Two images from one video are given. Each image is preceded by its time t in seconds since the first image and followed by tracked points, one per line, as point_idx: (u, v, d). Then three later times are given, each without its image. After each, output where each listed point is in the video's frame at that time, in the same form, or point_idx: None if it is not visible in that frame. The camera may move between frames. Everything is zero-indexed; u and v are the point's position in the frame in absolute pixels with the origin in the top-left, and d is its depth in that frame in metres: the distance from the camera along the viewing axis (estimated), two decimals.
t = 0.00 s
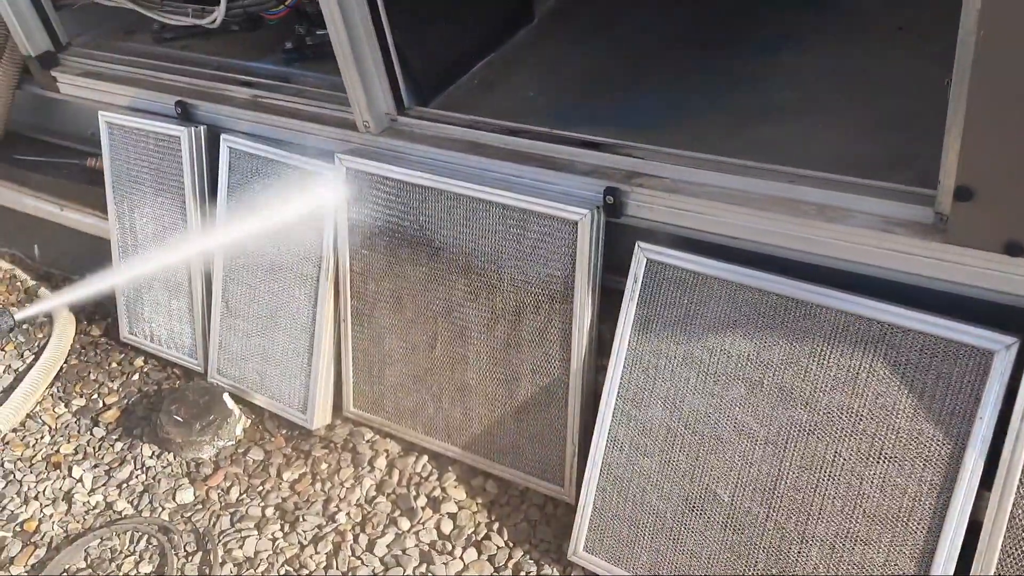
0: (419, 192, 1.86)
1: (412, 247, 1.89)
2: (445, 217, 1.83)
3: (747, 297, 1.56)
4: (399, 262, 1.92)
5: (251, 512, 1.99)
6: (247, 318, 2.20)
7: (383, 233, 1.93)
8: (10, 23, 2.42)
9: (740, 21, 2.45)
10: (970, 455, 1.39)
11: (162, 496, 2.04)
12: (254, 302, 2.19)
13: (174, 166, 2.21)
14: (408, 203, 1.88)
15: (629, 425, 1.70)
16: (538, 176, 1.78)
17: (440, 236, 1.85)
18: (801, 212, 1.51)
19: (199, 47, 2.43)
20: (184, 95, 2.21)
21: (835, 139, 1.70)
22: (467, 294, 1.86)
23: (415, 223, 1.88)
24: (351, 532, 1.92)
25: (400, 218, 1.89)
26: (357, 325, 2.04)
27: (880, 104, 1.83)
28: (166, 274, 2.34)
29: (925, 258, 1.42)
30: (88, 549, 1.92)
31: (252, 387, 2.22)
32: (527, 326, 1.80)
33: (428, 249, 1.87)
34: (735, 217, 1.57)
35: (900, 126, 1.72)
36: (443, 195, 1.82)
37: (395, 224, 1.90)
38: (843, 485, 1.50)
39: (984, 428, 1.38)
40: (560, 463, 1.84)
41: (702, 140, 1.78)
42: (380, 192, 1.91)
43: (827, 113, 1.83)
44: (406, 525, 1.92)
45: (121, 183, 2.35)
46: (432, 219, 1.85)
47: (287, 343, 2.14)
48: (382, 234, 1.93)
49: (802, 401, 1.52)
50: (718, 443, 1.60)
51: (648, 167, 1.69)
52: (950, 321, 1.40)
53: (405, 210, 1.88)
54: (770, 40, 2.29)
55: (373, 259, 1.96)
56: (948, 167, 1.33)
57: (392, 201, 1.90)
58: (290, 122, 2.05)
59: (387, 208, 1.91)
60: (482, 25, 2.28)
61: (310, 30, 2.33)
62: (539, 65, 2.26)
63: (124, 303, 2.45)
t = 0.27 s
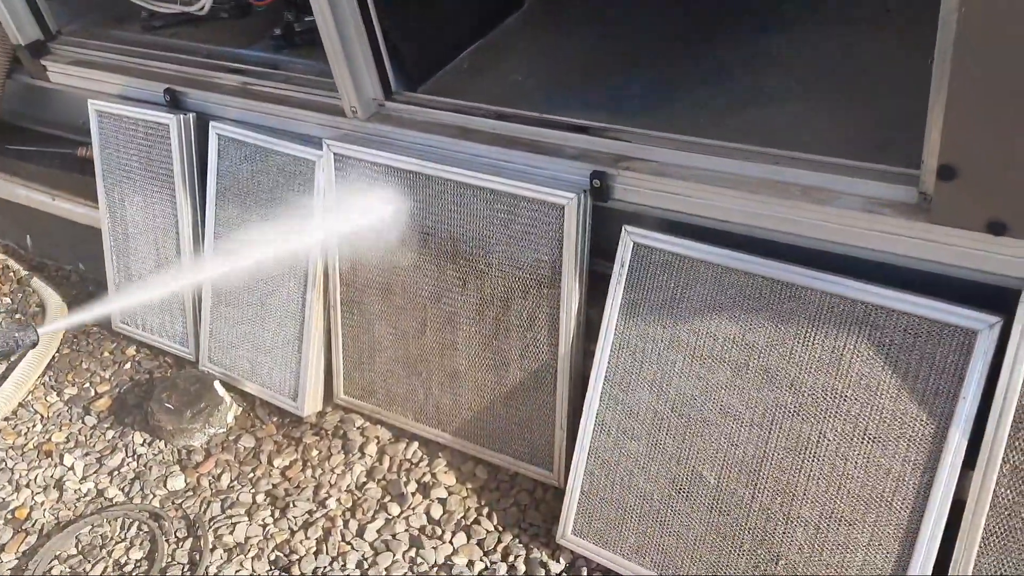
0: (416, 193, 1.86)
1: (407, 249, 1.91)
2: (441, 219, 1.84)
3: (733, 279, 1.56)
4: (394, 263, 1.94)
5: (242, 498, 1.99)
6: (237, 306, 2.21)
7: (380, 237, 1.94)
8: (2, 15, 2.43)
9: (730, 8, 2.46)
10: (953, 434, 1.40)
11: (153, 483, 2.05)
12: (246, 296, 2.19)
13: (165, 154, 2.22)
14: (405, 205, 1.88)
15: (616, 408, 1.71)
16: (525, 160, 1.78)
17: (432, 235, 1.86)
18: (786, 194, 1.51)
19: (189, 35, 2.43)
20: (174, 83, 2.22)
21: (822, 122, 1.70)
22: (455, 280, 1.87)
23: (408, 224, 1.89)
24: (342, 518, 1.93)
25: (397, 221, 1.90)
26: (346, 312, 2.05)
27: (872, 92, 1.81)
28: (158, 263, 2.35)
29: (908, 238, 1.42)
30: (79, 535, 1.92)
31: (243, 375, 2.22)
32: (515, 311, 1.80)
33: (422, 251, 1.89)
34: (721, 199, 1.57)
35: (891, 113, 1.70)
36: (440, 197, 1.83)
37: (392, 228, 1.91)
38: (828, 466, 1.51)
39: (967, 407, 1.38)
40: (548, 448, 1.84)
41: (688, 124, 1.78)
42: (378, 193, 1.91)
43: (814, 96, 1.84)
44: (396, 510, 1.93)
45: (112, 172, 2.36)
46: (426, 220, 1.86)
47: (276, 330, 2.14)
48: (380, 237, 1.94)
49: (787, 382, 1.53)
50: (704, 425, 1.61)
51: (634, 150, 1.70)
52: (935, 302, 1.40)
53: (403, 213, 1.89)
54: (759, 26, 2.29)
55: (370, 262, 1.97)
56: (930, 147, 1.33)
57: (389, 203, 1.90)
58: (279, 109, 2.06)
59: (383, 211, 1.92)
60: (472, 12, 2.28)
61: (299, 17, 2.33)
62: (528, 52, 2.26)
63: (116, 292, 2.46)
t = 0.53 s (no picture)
0: (427, 203, 1.87)
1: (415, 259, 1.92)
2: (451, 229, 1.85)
3: (727, 260, 1.57)
4: (402, 271, 1.95)
5: (243, 479, 2.01)
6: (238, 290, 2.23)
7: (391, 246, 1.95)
8: None
9: None
10: (945, 413, 1.40)
11: (155, 465, 2.07)
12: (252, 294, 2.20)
13: (165, 138, 2.23)
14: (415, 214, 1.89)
15: (612, 389, 1.72)
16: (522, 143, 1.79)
17: (439, 243, 1.88)
18: (779, 175, 1.52)
19: (189, 21, 2.44)
20: (175, 69, 2.24)
21: (816, 104, 1.71)
22: (453, 263, 1.88)
23: (417, 233, 1.90)
24: (341, 499, 1.95)
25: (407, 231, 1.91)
26: (346, 295, 2.06)
27: (869, 74, 1.81)
28: (159, 247, 2.37)
29: (901, 218, 1.43)
30: (82, 516, 1.95)
31: (244, 358, 2.24)
32: (512, 293, 1.82)
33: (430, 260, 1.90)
34: (715, 181, 1.58)
35: (886, 95, 1.71)
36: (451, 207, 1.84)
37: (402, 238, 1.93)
38: (821, 445, 1.51)
39: (959, 386, 1.39)
40: (545, 429, 1.86)
41: (684, 107, 1.79)
42: (390, 202, 1.92)
43: (810, 79, 1.84)
44: (395, 491, 1.95)
45: (113, 157, 2.37)
46: (435, 228, 1.87)
47: (277, 314, 2.16)
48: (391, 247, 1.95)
49: (781, 362, 1.53)
50: (699, 405, 1.62)
51: (630, 133, 1.71)
52: (927, 282, 1.41)
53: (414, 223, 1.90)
54: (757, 10, 2.29)
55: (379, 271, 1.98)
56: (923, 126, 1.33)
57: (401, 212, 1.91)
58: (279, 93, 2.07)
59: (395, 221, 1.93)
60: None
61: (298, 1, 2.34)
62: (526, 36, 2.27)
63: (118, 277, 2.48)
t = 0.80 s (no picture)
0: (436, 224, 1.88)
1: (421, 278, 1.94)
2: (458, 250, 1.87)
3: (722, 256, 1.58)
4: (404, 276, 1.97)
5: (240, 472, 2.03)
6: (236, 283, 2.23)
7: (397, 265, 1.96)
8: None
9: None
10: (937, 409, 1.41)
11: (152, 457, 2.08)
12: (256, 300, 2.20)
13: (163, 131, 2.24)
14: (424, 235, 1.91)
15: (606, 383, 1.73)
16: (519, 138, 1.80)
17: (443, 261, 1.90)
18: (774, 171, 1.53)
19: (187, 13, 2.44)
20: (173, 61, 2.24)
21: (812, 100, 1.72)
22: (450, 257, 1.89)
23: (424, 251, 1.92)
24: (337, 492, 1.96)
25: (415, 251, 1.93)
26: (342, 289, 2.07)
27: (865, 69, 1.82)
28: (157, 240, 2.38)
29: (894, 215, 1.43)
30: (80, 507, 1.96)
31: (242, 351, 2.25)
32: (508, 288, 1.83)
33: (434, 278, 1.92)
34: (711, 177, 1.59)
35: (881, 90, 1.71)
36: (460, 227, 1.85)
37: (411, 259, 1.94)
38: (814, 441, 1.52)
39: (950, 382, 1.39)
40: (540, 423, 1.87)
41: (680, 103, 1.80)
42: (400, 220, 1.93)
43: (806, 74, 1.85)
44: (391, 484, 1.96)
45: (111, 149, 2.38)
46: (441, 247, 1.89)
47: (275, 308, 2.16)
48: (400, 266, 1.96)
49: (774, 357, 1.54)
50: (693, 400, 1.63)
51: (626, 128, 1.71)
52: (920, 278, 1.41)
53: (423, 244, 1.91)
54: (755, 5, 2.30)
55: (385, 288, 2.00)
56: (916, 123, 1.34)
57: (410, 233, 1.93)
58: (277, 87, 2.08)
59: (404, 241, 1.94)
60: None
61: None
62: (524, 31, 2.27)
63: (116, 269, 2.49)
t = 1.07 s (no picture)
0: (440, 247, 1.89)
1: (419, 284, 1.95)
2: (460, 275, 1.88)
3: (717, 247, 1.58)
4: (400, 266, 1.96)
5: (234, 461, 2.02)
6: (230, 273, 2.23)
7: (400, 287, 1.98)
8: None
9: None
10: (931, 399, 1.41)
11: (147, 446, 2.08)
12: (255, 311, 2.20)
13: (158, 119, 2.23)
14: (428, 257, 1.92)
15: (601, 373, 1.73)
16: (515, 128, 1.79)
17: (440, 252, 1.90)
18: (770, 162, 1.53)
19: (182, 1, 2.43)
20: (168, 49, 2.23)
21: (809, 90, 1.72)
22: (446, 248, 1.88)
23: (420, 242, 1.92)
24: (332, 481, 1.96)
25: (419, 274, 1.94)
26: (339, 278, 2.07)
27: (863, 59, 1.81)
28: (152, 229, 2.37)
29: (890, 206, 1.43)
30: (74, 496, 1.96)
31: (236, 341, 2.24)
32: (503, 277, 1.82)
33: (435, 301, 1.94)
34: (706, 168, 1.59)
35: (879, 81, 1.71)
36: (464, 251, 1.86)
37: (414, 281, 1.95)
38: (808, 431, 1.52)
39: (944, 373, 1.40)
40: (535, 413, 1.87)
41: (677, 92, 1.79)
42: (406, 242, 1.94)
43: (802, 64, 1.85)
44: (386, 474, 1.96)
45: (106, 138, 2.37)
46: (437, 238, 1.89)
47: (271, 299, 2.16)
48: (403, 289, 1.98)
49: (769, 347, 1.54)
50: (687, 390, 1.63)
51: (622, 118, 1.71)
52: (915, 269, 1.41)
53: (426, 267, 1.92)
54: None
55: (387, 309, 2.02)
56: (912, 114, 1.33)
57: (410, 240, 1.93)
58: (273, 75, 2.07)
59: (407, 262, 1.95)
60: None
61: None
62: (521, 20, 2.27)
63: (112, 258, 2.49)
